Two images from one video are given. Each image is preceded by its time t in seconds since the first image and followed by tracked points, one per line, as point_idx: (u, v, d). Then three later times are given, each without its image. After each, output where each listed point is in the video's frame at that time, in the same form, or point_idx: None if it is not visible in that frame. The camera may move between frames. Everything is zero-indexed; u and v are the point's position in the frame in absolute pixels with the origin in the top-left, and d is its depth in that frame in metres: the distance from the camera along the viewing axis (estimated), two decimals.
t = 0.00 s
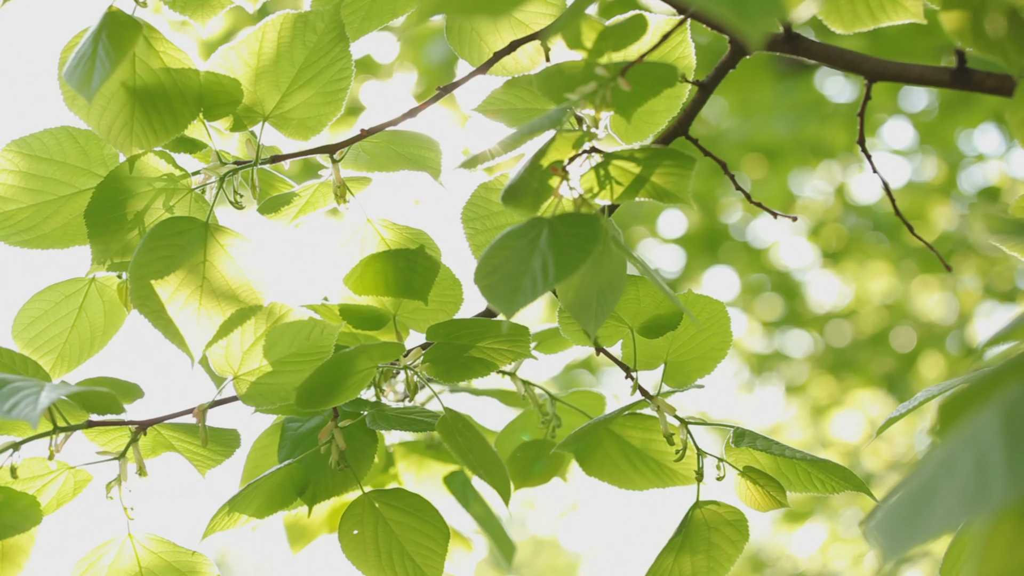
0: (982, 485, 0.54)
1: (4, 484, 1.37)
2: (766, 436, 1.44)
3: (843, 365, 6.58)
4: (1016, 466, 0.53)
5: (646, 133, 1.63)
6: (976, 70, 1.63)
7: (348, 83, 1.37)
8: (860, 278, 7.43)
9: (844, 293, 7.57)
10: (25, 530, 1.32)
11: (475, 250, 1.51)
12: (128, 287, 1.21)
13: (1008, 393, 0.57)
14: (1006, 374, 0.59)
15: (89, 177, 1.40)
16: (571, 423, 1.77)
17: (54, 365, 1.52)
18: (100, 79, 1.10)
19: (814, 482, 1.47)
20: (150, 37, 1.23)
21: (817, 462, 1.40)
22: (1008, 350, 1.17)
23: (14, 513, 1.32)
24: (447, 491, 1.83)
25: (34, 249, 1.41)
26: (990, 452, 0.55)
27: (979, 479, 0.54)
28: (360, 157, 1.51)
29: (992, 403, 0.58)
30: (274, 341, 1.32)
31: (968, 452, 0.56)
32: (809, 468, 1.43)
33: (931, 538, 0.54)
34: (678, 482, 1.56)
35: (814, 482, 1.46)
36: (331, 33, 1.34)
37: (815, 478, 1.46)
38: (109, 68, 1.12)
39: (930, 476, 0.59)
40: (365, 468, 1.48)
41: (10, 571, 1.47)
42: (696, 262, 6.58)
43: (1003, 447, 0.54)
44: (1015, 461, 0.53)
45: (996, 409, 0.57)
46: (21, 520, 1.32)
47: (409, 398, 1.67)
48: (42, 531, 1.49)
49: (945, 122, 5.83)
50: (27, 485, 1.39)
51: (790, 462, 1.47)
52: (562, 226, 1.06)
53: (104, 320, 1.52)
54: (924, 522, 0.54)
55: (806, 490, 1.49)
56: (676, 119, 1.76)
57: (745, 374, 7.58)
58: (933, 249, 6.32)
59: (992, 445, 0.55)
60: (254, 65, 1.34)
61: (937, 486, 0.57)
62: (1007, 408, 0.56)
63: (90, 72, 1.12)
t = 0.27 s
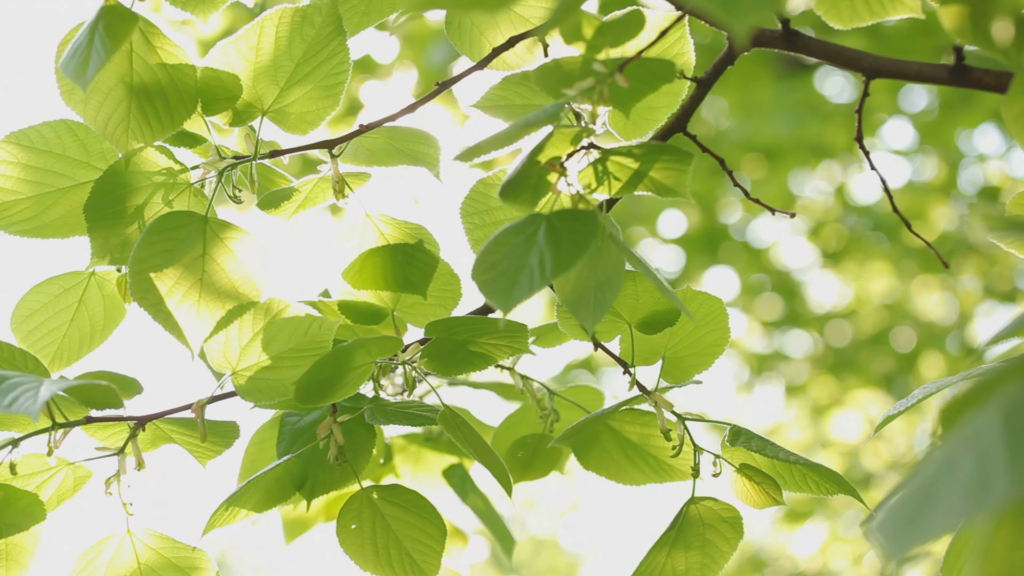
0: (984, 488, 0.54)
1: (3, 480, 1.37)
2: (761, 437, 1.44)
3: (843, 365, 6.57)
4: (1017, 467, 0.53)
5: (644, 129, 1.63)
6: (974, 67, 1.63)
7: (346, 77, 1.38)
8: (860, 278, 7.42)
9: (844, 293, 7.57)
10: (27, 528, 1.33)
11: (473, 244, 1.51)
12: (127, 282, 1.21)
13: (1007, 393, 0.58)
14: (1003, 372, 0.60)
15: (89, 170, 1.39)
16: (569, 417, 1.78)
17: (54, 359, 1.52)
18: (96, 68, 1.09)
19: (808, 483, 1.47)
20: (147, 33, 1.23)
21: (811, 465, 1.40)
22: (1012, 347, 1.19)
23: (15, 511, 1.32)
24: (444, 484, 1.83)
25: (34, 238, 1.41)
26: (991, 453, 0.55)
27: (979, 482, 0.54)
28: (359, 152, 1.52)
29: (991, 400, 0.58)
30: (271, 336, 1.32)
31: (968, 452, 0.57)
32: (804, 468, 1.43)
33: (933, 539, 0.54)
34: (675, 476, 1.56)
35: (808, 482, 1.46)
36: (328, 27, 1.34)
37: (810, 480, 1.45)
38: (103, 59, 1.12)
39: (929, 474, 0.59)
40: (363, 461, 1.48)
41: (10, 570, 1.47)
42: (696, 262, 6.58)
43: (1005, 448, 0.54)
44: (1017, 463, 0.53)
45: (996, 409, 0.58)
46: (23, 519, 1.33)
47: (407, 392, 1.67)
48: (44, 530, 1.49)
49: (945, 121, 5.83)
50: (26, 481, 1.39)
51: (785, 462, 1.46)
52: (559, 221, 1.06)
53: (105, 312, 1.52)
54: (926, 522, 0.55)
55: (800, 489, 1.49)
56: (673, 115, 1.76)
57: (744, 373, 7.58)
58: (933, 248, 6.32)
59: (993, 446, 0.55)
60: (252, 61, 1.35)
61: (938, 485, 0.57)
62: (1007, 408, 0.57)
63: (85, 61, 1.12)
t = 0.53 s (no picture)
0: (972, 488, 0.54)
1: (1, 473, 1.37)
2: (760, 429, 1.44)
3: (843, 366, 6.57)
4: (1008, 470, 0.52)
5: (642, 125, 1.63)
6: (975, 65, 1.63)
7: (344, 73, 1.38)
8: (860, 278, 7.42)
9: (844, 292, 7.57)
10: (23, 518, 1.32)
11: (471, 241, 1.51)
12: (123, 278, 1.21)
13: (998, 392, 0.57)
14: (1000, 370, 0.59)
15: (86, 164, 1.40)
16: (567, 413, 1.78)
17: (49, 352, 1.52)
18: (96, 68, 1.10)
19: (809, 477, 1.48)
20: (146, 30, 1.23)
21: (813, 459, 1.40)
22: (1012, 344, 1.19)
23: (11, 502, 1.32)
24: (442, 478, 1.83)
25: (30, 233, 1.40)
26: (982, 455, 0.55)
27: (970, 482, 0.54)
28: (357, 148, 1.52)
29: (985, 402, 0.58)
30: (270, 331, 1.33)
31: (959, 455, 0.56)
32: (804, 462, 1.44)
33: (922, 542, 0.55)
34: (672, 471, 1.57)
35: (809, 476, 1.48)
36: (326, 23, 1.34)
37: (810, 473, 1.47)
38: (104, 58, 1.13)
39: (923, 476, 0.59)
40: (360, 456, 1.48)
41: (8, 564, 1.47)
42: (696, 262, 6.58)
43: (994, 451, 0.54)
44: (1007, 466, 0.53)
45: (987, 408, 0.57)
46: (19, 510, 1.32)
47: (405, 387, 1.66)
48: (39, 520, 1.49)
49: (945, 121, 5.82)
50: (23, 473, 1.39)
51: (785, 457, 1.47)
52: (558, 218, 1.06)
53: (100, 306, 1.53)
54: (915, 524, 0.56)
55: (800, 484, 1.50)
56: (671, 112, 1.76)
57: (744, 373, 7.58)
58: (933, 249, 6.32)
59: (982, 447, 0.55)
60: (251, 56, 1.35)
61: (929, 488, 0.57)
62: (1000, 409, 0.56)
63: (86, 60, 1.12)
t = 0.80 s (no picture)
0: (972, 478, 0.54)
1: None
2: (758, 429, 1.44)
3: (843, 366, 6.57)
4: (1005, 461, 0.53)
5: (641, 123, 1.63)
6: (973, 63, 1.63)
7: (341, 68, 1.38)
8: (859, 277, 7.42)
9: (844, 292, 7.57)
10: (18, 514, 1.32)
11: (470, 238, 1.51)
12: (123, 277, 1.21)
13: (999, 387, 0.58)
14: (997, 368, 0.60)
15: (85, 161, 1.40)
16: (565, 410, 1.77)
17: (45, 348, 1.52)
18: (95, 65, 1.10)
19: (806, 476, 1.47)
20: (145, 26, 1.23)
21: (809, 457, 1.40)
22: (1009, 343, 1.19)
23: (6, 498, 1.32)
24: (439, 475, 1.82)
25: (27, 230, 1.40)
26: (980, 446, 0.55)
27: (969, 472, 0.55)
28: (354, 144, 1.52)
29: (983, 394, 0.59)
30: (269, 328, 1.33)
31: (957, 444, 0.57)
32: (800, 461, 1.44)
33: (919, 527, 0.54)
34: (670, 469, 1.57)
35: (806, 475, 1.47)
36: (323, 18, 1.34)
37: (807, 472, 1.46)
38: (103, 55, 1.13)
39: (918, 463, 0.59)
40: (358, 454, 1.48)
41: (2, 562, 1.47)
42: (696, 262, 6.58)
43: (994, 442, 0.54)
44: (1005, 458, 0.53)
45: (986, 402, 0.58)
46: (14, 505, 1.32)
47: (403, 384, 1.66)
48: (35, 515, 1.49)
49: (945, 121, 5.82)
50: (20, 469, 1.39)
51: (782, 455, 1.47)
52: (557, 216, 1.06)
53: (95, 304, 1.53)
54: (912, 511, 0.56)
55: (797, 482, 1.49)
56: (671, 109, 1.75)
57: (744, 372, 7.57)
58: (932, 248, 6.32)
59: (981, 440, 0.55)
60: (249, 54, 1.35)
61: (925, 474, 0.57)
62: (998, 401, 0.57)
63: (85, 57, 1.13)
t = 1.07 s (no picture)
0: (969, 476, 0.54)
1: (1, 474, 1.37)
2: (760, 429, 1.44)
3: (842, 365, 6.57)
4: (1004, 463, 0.53)
5: (642, 124, 1.63)
6: (974, 64, 1.63)
7: (343, 72, 1.38)
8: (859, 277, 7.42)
9: (844, 292, 7.56)
10: (23, 520, 1.33)
11: (471, 240, 1.51)
12: (125, 278, 1.21)
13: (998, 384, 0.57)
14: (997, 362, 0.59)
15: (86, 165, 1.40)
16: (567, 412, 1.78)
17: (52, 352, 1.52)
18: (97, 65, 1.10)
19: (811, 474, 1.46)
20: (147, 30, 1.22)
21: (812, 454, 1.39)
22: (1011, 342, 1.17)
23: (9, 504, 1.32)
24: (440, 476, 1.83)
25: (30, 234, 1.41)
26: (978, 444, 0.55)
27: (966, 470, 0.54)
28: (355, 146, 1.52)
29: (984, 392, 0.58)
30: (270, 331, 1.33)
31: (957, 444, 0.56)
32: (804, 459, 1.43)
33: (917, 527, 0.54)
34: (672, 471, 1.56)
35: (810, 472, 1.46)
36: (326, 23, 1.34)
37: (812, 469, 1.45)
38: (105, 55, 1.13)
39: (917, 462, 0.59)
40: (360, 456, 1.48)
41: (6, 565, 1.47)
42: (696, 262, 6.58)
43: (992, 444, 0.54)
44: (1003, 459, 0.53)
45: (986, 400, 0.57)
46: (17, 511, 1.32)
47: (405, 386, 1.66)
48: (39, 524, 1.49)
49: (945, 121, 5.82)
50: (23, 475, 1.39)
51: (785, 453, 1.46)
52: (559, 218, 1.06)
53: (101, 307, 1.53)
54: (909, 509, 0.56)
55: (801, 480, 1.48)
56: (672, 110, 1.75)
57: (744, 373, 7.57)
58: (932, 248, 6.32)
59: (980, 437, 0.55)
60: (251, 57, 1.35)
61: (923, 474, 0.57)
62: (997, 399, 0.56)
63: (86, 57, 1.12)
